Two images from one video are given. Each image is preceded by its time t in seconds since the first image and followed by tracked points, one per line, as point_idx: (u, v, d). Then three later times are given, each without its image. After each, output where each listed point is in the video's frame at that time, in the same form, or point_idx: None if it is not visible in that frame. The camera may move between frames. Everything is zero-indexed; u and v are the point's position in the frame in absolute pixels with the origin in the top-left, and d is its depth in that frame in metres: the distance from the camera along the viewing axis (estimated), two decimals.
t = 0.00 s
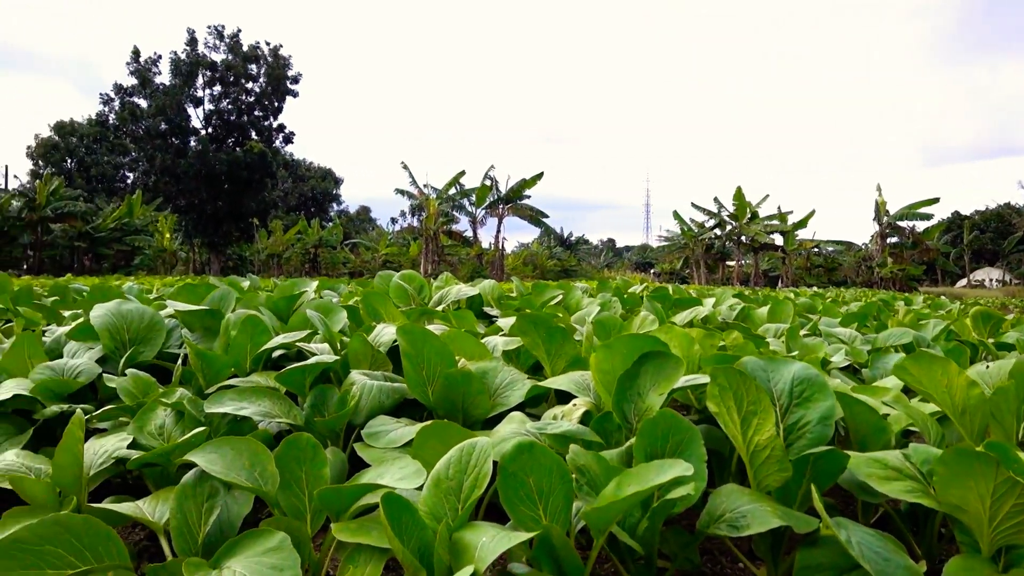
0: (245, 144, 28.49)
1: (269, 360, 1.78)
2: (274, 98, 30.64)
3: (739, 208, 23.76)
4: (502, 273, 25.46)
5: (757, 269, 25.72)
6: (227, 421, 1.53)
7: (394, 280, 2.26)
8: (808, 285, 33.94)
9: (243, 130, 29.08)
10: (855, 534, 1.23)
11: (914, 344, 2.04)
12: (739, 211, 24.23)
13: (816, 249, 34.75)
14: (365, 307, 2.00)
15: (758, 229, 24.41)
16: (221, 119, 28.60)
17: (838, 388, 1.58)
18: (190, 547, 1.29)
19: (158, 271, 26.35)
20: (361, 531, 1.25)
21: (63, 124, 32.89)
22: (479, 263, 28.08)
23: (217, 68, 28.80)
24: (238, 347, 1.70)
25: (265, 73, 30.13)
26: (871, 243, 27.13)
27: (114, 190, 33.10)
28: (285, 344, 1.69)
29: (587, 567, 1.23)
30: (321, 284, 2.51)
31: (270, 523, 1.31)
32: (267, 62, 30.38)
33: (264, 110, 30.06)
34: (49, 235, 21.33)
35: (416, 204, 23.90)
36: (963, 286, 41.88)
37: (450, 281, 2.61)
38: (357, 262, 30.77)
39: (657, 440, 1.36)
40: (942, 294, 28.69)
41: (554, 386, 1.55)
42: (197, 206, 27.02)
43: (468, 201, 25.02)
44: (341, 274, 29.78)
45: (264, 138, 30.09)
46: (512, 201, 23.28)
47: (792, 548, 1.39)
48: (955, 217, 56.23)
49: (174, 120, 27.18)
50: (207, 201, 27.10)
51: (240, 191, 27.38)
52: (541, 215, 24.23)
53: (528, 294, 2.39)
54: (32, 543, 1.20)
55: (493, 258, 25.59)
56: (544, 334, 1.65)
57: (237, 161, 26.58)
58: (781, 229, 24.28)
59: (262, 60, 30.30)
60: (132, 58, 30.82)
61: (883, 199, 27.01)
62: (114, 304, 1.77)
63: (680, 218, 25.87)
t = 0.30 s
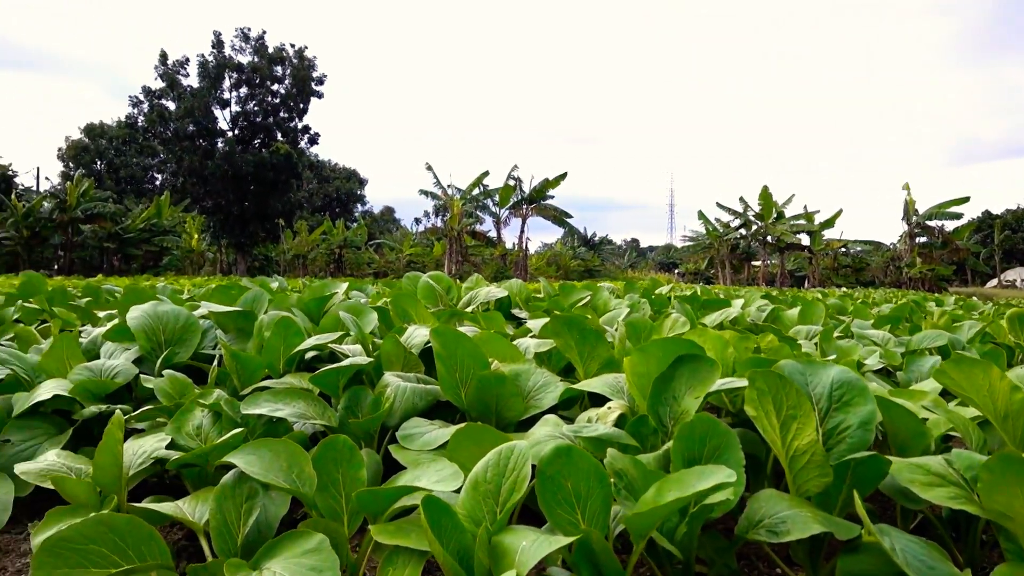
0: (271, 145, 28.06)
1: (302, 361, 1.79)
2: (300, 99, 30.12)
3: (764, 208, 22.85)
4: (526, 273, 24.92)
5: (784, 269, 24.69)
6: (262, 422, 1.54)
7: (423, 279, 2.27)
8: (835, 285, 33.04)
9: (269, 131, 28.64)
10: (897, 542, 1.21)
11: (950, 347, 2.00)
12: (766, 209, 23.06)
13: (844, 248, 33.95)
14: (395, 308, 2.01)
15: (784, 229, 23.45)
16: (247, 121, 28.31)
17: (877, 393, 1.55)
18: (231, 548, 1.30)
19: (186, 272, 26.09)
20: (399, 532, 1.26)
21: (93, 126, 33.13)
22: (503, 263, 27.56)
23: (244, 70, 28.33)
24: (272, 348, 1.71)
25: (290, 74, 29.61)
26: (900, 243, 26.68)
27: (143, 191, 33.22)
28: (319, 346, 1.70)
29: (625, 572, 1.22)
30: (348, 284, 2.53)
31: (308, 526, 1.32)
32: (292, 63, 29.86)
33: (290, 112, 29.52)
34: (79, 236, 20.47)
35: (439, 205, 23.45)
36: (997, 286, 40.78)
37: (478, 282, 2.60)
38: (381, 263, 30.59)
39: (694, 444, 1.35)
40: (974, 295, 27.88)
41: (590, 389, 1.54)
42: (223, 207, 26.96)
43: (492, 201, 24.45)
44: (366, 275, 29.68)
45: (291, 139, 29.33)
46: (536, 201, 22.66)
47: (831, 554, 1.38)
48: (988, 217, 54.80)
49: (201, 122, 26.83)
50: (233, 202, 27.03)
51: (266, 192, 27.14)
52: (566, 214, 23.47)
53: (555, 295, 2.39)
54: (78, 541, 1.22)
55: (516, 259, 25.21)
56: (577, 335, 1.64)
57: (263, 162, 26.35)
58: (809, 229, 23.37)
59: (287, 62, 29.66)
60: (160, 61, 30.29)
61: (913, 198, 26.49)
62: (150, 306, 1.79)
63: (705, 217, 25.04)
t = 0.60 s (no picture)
0: (294, 145, 26.62)
1: (331, 362, 1.80)
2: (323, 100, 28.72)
3: (788, 207, 21.47)
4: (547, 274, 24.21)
5: (806, 268, 23.53)
6: (294, 423, 1.55)
7: (448, 280, 2.27)
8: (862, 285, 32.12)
9: (292, 132, 27.35)
10: (936, 547, 1.19)
11: (981, 347, 1.98)
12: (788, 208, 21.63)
13: (870, 248, 33.05)
14: (422, 309, 2.01)
15: (807, 228, 21.86)
16: (270, 121, 26.99)
17: (913, 396, 1.53)
18: (267, 549, 1.31)
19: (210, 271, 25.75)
20: (435, 535, 1.26)
21: (119, 126, 33.11)
22: (525, 262, 26.88)
23: (267, 70, 27.07)
24: (302, 349, 1.72)
25: (313, 74, 28.23)
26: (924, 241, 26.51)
27: (168, 191, 33.20)
28: (348, 347, 1.70)
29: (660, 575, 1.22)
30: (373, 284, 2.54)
31: (344, 527, 1.32)
32: (314, 64, 28.43)
33: (312, 112, 28.16)
34: (105, 235, 20.03)
35: (460, 204, 22.90)
36: None
37: (502, 281, 2.60)
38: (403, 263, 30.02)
39: (729, 447, 1.33)
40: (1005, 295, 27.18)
41: (621, 391, 1.53)
42: (247, 207, 25.79)
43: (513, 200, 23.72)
44: (388, 274, 29.34)
45: (313, 140, 28.12)
46: (558, 201, 21.88)
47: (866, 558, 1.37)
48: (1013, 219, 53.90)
49: (225, 123, 25.62)
50: (257, 202, 25.78)
51: (289, 193, 25.98)
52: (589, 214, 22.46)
53: (580, 295, 2.38)
54: (121, 540, 1.24)
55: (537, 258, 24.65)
56: (606, 337, 1.63)
57: (286, 162, 25.25)
58: (834, 229, 21.70)
59: (309, 62, 28.31)
60: (184, 62, 29.44)
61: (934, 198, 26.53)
62: (181, 307, 1.81)
63: (726, 215, 23.80)
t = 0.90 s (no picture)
0: (320, 147, 25.88)
1: (364, 363, 1.81)
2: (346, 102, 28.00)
3: (813, 207, 20.88)
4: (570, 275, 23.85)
5: (832, 268, 22.86)
6: (329, 423, 1.56)
7: (476, 280, 2.27)
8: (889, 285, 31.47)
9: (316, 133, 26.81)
10: (983, 552, 1.17)
11: (1017, 349, 1.95)
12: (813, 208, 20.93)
13: (896, 248, 32.35)
14: (452, 310, 2.02)
15: (833, 228, 21.11)
16: (294, 122, 26.41)
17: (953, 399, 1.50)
18: (305, 548, 1.32)
19: (234, 271, 25.59)
20: (474, 536, 1.26)
21: (147, 129, 32.86)
22: (547, 262, 26.48)
23: (291, 72, 26.49)
24: (335, 349, 1.72)
25: (337, 76, 27.46)
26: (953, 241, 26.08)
27: (194, 193, 33.20)
28: (380, 347, 1.71)
29: None
30: (400, 284, 2.55)
31: (383, 527, 1.33)
32: (338, 65, 27.63)
33: (336, 113, 27.47)
34: (133, 236, 19.82)
35: (483, 205, 22.63)
36: None
37: (530, 282, 2.60)
38: (425, 263, 29.54)
39: (768, 449, 1.32)
40: None
41: (655, 392, 1.52)
42: (272, 208, 25.20)
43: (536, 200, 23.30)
44: (411, 274, 29.06)
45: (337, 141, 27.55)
46: (581, 201, 21.52)
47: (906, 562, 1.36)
48: None
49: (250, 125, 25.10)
50: (282, 202, 25.23)
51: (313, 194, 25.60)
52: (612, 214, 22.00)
53: (607, 296, 2.38)
54: (162, 540, 1.24)
55: (560, 258, 24.27)
56: (639, 338, 1.61)
57: (310, 164, 24.89)
58: (861, 228, 20.96)
59: (333, 63, 27.54)
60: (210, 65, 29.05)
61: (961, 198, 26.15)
62: (215, 307, 1.83)
63: (750, 215, 23.14)
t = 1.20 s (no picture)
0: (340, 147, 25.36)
1: (389, 363, 1.81)
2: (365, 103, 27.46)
3: (836, 206, 20.47)
4: (590, 276, 23.60)
5: (855, 268, 22.37)
6: (356, 423, 1.56)
7: (498, 281, 2.27)
8: (913, 284, 30.84)
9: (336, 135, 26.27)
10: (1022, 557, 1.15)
11: None
12: (835, 208, 20.44)
13: (920, 247, 31.75)
14: (475, 310, 2.03)
15: (857, 228, 20.60)
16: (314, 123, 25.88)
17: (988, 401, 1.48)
18: (334, 547, 1.32)
19: (257, 271, 25.58)
20: (503, 536, 1.25)
21: (170, 130, 33.02)
22: (566, 262, 26.20)
23: (311, 73, 25.87)
24: (361, 350, 1.73)
25: (356, 77, 26.99)
26: (978, 240, 25.62)
27: (216, 194, 33.29)
28: (405, 347, 1.71)
29: None
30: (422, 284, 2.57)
31: (413, 527, 1.33)
32: (357, 67, 27.16)
33: (356, 114, 26.93)
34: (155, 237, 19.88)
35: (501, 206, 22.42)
36: None
37: (552, 282, 2.59)
38: (445, 263, 29.04)
39: (800, 451, 1.29)
40: None
41: (683, 392, 1.50)
42: (292, 209, 24.62)
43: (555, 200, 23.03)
44: (430, 275, 28.70)
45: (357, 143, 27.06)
46: (600, 201, 21.33)
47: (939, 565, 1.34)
48: None
49: (271, 125, 24.62)
50: (302, 203, 24.73)
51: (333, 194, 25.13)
52: (631, 214, 21.72)
53: (629, 296, 2.37)
54: (194, 539, 1.25)
55: (579, 258, 23.99)
56: (665, 338, 1.60)
57: (330, 165, 24.39)
58: (884, 228, 20.49)
59: (352, 64, 27.07)
60: (230, 68, 28.68)
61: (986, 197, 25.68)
62: (241, 308, 1.84)
63: (770, 215, 22.66)
